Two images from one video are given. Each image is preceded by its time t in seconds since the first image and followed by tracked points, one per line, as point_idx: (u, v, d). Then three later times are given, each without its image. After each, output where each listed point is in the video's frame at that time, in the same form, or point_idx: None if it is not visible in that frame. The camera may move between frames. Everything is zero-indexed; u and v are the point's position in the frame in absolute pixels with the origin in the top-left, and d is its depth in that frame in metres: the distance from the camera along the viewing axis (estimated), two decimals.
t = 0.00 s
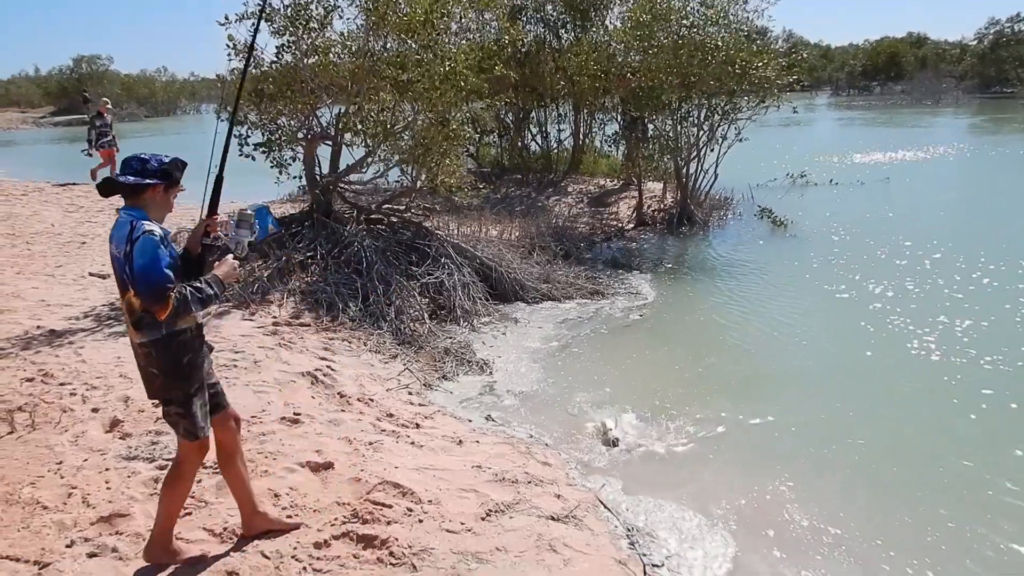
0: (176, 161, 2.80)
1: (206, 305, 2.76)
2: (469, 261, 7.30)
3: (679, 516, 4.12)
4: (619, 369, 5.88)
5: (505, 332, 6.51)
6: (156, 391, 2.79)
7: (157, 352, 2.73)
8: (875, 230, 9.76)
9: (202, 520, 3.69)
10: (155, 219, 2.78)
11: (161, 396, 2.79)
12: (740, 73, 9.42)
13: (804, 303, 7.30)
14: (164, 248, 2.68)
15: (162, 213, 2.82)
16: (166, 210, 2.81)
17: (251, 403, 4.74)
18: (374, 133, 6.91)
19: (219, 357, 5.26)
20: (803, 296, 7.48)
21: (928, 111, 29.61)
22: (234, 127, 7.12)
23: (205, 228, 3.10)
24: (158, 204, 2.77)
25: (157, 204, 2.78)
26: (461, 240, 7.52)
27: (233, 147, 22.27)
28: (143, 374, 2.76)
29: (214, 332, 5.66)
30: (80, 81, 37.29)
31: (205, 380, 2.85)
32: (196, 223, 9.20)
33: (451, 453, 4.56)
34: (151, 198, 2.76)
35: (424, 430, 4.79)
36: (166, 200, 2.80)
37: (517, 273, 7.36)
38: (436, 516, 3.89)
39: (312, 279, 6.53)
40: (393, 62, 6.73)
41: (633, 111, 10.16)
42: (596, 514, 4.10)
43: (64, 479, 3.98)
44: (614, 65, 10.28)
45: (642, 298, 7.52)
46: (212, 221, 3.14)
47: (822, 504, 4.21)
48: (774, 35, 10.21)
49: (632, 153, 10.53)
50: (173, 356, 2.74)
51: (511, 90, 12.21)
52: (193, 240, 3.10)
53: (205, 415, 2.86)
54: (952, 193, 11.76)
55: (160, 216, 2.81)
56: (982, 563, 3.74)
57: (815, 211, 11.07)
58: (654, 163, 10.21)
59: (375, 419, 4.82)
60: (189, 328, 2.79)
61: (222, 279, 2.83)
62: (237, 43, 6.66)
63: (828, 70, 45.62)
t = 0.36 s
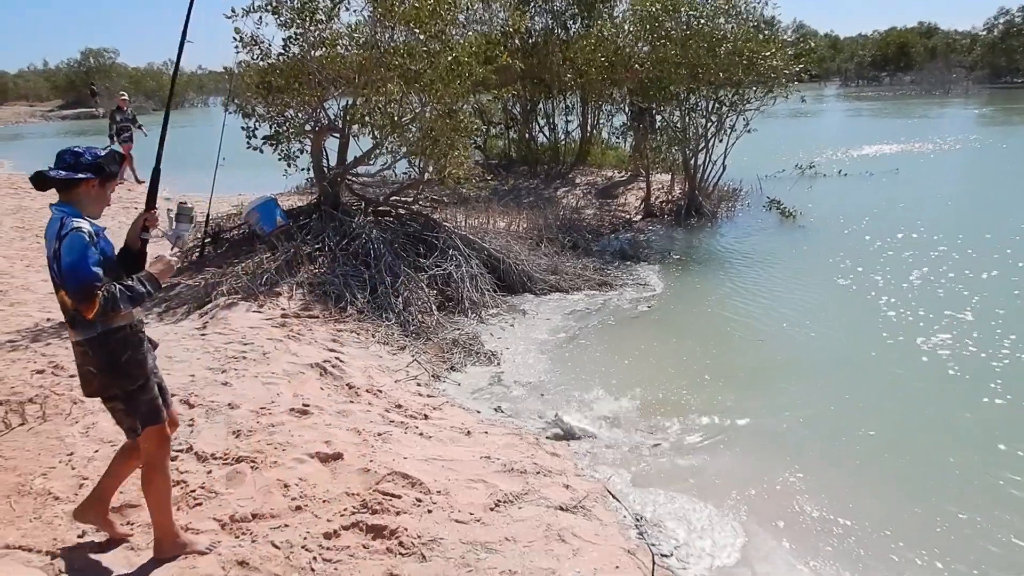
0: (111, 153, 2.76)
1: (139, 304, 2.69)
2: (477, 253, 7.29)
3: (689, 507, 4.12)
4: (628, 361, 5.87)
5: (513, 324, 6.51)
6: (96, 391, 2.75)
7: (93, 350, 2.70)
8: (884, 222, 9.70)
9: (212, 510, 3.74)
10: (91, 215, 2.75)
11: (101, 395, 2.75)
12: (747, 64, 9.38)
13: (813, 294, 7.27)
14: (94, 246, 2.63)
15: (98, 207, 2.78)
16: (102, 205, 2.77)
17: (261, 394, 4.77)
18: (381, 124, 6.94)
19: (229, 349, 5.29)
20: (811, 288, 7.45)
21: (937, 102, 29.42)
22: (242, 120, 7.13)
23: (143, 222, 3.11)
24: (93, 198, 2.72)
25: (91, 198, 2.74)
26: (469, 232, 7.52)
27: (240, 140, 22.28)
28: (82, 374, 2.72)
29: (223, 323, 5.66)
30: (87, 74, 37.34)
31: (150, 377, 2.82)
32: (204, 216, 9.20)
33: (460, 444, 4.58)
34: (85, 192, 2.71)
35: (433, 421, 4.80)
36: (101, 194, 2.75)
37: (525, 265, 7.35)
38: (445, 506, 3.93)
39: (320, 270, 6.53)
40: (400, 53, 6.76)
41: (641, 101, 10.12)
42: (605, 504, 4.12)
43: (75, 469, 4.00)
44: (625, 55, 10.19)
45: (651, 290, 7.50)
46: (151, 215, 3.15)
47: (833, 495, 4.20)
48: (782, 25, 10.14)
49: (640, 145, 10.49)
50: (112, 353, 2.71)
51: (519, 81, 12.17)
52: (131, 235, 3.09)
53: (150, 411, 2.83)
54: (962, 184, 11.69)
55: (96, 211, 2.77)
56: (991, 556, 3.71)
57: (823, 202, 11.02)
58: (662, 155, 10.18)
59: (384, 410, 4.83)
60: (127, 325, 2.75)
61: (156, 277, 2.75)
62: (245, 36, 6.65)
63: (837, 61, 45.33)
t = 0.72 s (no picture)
0: (31, 142, 2.78)
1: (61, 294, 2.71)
2: (486, 244, 7.30)
3: (699, 498, 4.13)
4: (637, 352, 5.87)
5: (522, 315, 6.52)
6: (33, 377, 2.79)
7: (26, 339, 2.73)
8: (894, 213, 9.66)
9: (224, 498, 3.79)
10: (12, 204, 2.79)
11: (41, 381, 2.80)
12: (757, 55, 9.33)
13: (822, 286, 7.26)
14: (9, 238, 2.69)
15: (21, 196, 2.81)
16: (25, 193, 2.80)
17: (272, 383, 4.80)
18: (390, 115, 6.94)
19: (240, 338, 5.32)
20: (821, 279, 7.43)
21: (950, 93, 29.18)
22: (251, 111, 7.15)
23: (70, 210, 3.04)
24: (13, 187, 2.75)
25: (13, 187, 2.76)
26: (478, 223, 7.53)
27: (249, 130, 22.29)
28: (17, 362, 2.77)
29: (234, 313, 5.70)
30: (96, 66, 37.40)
31: (87, 362, 2.84)
32: (213, 207, 9.22)
33: (469, 433, 4.62)
34: (5, 181, 2.74)
35: (443, 411, 4.83)
36: (23, 183, 2.78)
37: (534, 256, 7.36)
38: (455, 495, 3.96)
39: (329, 261, 6.56)
40: (410, 44, 6.74)
41: (650, 92, 10.08)
42: (615, 494, 4.15)
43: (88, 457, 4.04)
44: (635, 45, 10.12)
45: (660, 281, 7.50)
46: (78, 201, 3.08)
47: (845, 487, 4.21)
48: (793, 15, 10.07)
49: (649, 136, 10.45)
50: (39, 340, 2.74)
51: (528, 72, 12.14)
52: (60, 222, 3.04)
53: (97, 393, 2.86)
54: (973, 175, 11.61)
55: (18, 198, 2.80)
56: (1002, 549, 3.72)
57: (833, 194, 10.96)
58: (672, 145, 10.14)
59: (394, 400, 4.87)
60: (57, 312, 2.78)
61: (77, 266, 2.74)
62: (254, 27, 6.66)
63: (847, 51, 44.98)
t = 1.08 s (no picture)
0: None
1: None
2: (499, 236, 7.31)
3: (714, 490, 4.14)
4: (650, 344, 5.87)
5: (536, 307, 6.53)
6: None
7: None
8: (909, 205, 9.59)
9: (241, 488, 3.82)
10: None
11: None
12: (771, 46, 9.27)
13: (836, 278, 7.22)
14: None
15: None
16: None
17: (287, 374, 4.83)
18: (405, 108, 6.91)
19: (255, 330, 5.36)
20: (834, 272, 7.40)
21: (967, 84, 28.88)
22: (267, 103, 7.20)
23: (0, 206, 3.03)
24: None
25: None
26: (491, 215, 7.53)
27: (263, 123, 22.40)
28: None
29: (250, 305, 5.74)
30: (111, 59, 37.60)
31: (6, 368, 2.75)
32: (228, 199, 9.28)
33: (484, 425, 4.64)
34: None
35: (457, 403, 4.86)
36: None
37: (548, 248, 7.35)
38: (469, 486, 3.99)
39: (343, 253, 6.59)
40: (426, 36, 6.77)
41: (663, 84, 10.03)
42: (628, 485, 4.16)
43: (106, 447, 4.09)
44: (647, 36, 10.08)
45: (673, 273, 7.49)
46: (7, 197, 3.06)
47: (861, 480, 4.20)
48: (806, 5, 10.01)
49: (662, 128, 10.41)
50: None
51: (541, 64, 12.12)
52: None
53: (12, 402, 2.77)
54: (989, 167, 11.51)
55: None
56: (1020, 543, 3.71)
57: (848, 186, 10.89)
58: (686, 138, 10.09)
59: (408, 391, 4.89)
60: None
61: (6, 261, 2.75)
62: (268, 19, 6.66)
63: (863, 43, 44.56)
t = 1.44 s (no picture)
0: None
1: None
2: (517, 230, 7.32)
3: (732, 486, 4.14)
4: (667, 340, 5.87)
5: (553, 301, 6.54)
6: None
7: None
8: (928, 204, 9.52)
9: (259, 476, 3.86)
10: None
11: None
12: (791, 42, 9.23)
13: (854, 276, 7.19)
14: None
15: None
16: None
17: (306, 365, 4.87)
18: (423, 100, 6.97)
19: (274, 320, 5.41)
20: (852, 270, 7.36)
21: (991, 81, 28.53)
22: (287, 95, 7.24)
23: None
24: None
25: None
26: (509, 209, 7.54)
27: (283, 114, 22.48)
28: None
29: (268, 295, 5.78)
30: (131, 50, 37.82)
31: None
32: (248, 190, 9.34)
33: (500, 418, 4.66)
34: None
35: (474, 395, 4.88)
36: None
37: (566, 242, 7.35)
38: (485, 478, 4.02)
39: (362, 246, 6.62)
40: (446, 29, 6.77)
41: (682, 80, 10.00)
42: (644, 480, 4.17)
43: (127, 433, 4.14)
44: (667, 31, 10.05)
45: (691, 269, 7.48)
46: None
47: (880, 478, 4.20)
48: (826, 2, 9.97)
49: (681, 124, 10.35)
50: None
51: (560, 59, 12.10)
52: None
53: None
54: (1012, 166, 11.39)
55: None
56: None
57: (867, 184, 10.82)
58: (705, 134, 10.04)
59: (425, 382, 4.92)
60: None
61: None
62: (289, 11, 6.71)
63: (884, 39, 44.10)
